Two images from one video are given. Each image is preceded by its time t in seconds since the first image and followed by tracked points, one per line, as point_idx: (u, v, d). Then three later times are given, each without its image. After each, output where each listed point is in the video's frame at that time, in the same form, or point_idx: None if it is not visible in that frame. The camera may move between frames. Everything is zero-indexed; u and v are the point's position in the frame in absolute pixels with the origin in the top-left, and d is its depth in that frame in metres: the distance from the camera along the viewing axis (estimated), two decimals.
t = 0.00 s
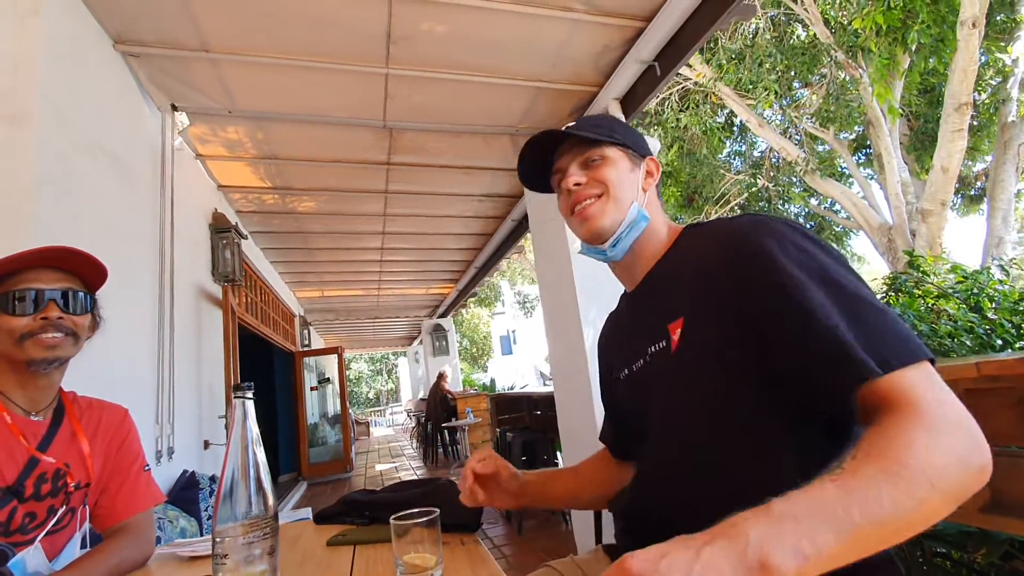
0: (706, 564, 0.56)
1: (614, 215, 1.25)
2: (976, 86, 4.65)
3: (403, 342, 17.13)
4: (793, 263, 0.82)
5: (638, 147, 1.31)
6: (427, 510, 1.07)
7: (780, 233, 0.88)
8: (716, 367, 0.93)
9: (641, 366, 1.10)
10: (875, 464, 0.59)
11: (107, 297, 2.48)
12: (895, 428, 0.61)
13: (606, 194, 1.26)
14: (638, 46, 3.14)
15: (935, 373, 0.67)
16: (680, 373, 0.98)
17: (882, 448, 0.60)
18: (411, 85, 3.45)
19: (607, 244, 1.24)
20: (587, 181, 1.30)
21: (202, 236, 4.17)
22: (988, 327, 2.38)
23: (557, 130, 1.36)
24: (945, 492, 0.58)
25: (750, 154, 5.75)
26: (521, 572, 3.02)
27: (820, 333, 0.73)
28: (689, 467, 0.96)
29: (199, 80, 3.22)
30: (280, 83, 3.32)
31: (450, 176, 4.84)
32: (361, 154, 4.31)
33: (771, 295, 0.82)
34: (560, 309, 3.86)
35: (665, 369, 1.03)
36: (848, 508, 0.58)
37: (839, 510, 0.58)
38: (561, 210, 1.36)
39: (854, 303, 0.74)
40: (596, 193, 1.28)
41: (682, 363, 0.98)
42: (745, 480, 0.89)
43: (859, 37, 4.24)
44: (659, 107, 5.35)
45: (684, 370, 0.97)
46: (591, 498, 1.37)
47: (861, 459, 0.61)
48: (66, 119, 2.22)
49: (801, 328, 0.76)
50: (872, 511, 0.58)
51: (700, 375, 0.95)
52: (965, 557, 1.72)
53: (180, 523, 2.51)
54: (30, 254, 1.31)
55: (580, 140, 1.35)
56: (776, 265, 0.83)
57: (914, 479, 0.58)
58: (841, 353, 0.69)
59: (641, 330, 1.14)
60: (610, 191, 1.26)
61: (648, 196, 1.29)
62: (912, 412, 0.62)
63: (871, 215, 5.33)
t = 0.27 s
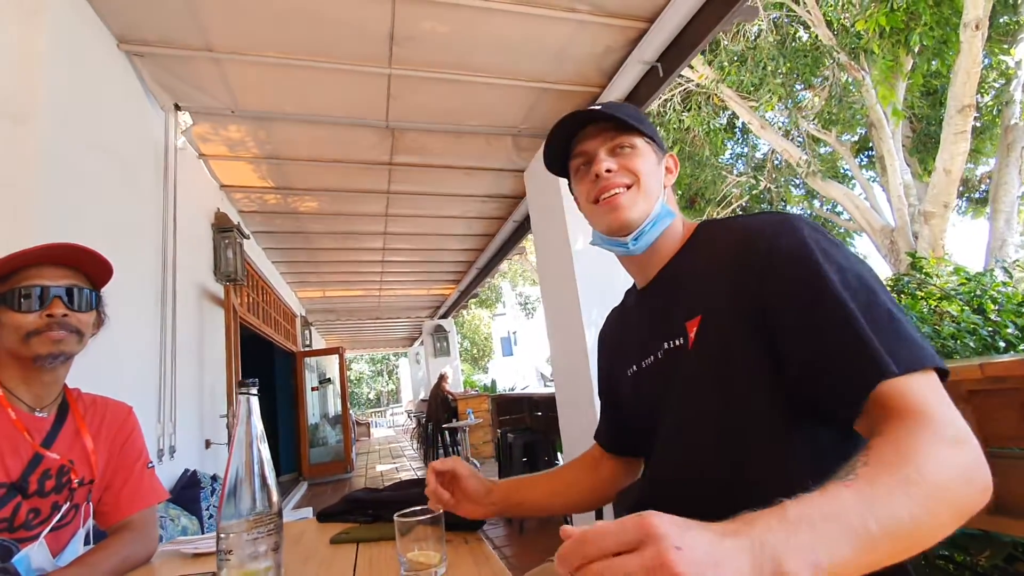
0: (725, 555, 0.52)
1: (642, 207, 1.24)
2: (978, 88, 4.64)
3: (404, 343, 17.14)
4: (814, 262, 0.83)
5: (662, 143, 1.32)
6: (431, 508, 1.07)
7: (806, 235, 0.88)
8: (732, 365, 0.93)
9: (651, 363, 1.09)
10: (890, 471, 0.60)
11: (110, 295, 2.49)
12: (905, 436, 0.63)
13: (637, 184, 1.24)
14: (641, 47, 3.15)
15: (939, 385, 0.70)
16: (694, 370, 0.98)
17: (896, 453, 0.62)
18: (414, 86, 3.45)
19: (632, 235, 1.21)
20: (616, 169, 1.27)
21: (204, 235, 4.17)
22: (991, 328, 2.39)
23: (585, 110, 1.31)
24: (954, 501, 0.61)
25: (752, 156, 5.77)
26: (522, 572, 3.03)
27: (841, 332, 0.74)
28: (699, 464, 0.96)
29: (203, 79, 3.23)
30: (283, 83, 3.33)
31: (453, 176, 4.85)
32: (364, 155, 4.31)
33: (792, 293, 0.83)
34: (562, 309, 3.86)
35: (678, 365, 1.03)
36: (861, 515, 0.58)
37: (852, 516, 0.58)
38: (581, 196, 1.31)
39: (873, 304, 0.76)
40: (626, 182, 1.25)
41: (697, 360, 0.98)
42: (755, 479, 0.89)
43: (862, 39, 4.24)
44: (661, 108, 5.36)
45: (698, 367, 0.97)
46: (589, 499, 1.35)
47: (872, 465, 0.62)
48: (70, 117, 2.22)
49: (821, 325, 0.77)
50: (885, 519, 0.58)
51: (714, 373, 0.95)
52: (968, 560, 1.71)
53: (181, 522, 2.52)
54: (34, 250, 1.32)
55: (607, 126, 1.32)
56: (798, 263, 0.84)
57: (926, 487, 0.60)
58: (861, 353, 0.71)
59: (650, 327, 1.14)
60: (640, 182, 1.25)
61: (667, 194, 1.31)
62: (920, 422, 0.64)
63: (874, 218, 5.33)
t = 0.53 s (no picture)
0: None
1: (646, 203, 1.23)
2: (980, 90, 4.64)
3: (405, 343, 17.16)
4: (803, 259, 0.80)
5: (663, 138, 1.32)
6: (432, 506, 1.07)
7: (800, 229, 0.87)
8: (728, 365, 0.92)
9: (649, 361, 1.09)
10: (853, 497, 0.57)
11: (112, 293, 2.49)
12: (868, 453, 0.60)
13: (640, 180, 1.24)
14: (643, 46, 3.14)
15: (908, 387, 0.67)
16: (691, 369, 0.97)
17: (860, 472, 0.59)
18: (415, 85, 3.45)
19: (635, 232, 1.20)
20: (620, 163, 1.26)
21: (205, 234, 4.17)
22: (992, 329, 2.40)
23: (588, 103, 1.30)
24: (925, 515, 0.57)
25: (753, 157, 5.77)
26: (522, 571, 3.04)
27: (823, 332, 0.71)
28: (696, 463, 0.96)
29: (204, 78, 3.23)
30: (284, 82, 3.32)
31: (454, 176, 4.85)
32: (365, 154, 4.31)
33: (782, 292, 0.81)
34: (563, 309, 3.86)
35: (677, 363, 1.03)
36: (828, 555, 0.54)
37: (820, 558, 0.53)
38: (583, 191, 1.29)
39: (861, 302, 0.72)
40: (629, 177, 1.24)
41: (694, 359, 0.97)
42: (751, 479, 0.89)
43: (863, 40, 4.24)
44: (662, 109, 5.36)
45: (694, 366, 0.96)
46: (589, 504, 1.33)
47: (834, 494, 0.59)
48: (72, 115, 2.23)
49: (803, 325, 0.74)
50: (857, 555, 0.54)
51: (711, 373, 0.94)
52: (969, 561, 1.70)
53: (181, 520, 2.52)
54: (34, 246, 1.33)
55: (610, 120, 1.31)
56: (792, 261, 0.81)
57: (892, 507, 0.56)
58: (842, 354, 0.67)
59: (648, 325, 1.13)
60: (643, 178, 1.24)
61: (668, 191, 1.30)
62: (883, 432, 0.61)
63: (875, 219, 5.35)
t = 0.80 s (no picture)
0: None
1: (632, 211, 1.24)
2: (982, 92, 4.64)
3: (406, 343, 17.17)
4: (780, 268, 0.79)
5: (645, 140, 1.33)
6: (431, 508, 1.08)
7: (780, 237, 0.86)
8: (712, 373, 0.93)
9: (639, 368, 1.10)
10: (823, 532, 0.58)
11: (114, 293, 2.50)
12: (837, 485, 0.60)
13: (626, 188, 1.25)
14: (644, 48, 3.14)
15: (879, 403, 0.67)
16: (676, 376, 0.98)
17: (830, 502, 0.60)
18: (417, 86, 3.46)
19: (623, 240, 1.21)
20: (605, 171, 1.26)
21: (207, 234, 4.18)
22: (994, 332, 2.40)
23: (569, 109, 1.28)
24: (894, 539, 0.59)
25: (754, 159, 5.78)
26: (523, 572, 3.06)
27: (797, 346, 0.71)
28: (684, 469, 0.97)
29: (206, 78, 3.23)
30: (286, 83, 3.33)
31: (455, 177, 4.85)
32: (366, 154, 4.32)
33: (759, 303, 0.80)
34: (563, 311, 3.86)
35: (665, 369, 1.03)
36: None
37: None
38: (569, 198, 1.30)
39: (837, 313, 0.71)
40: (615, 185, 1.25)
41: (679, 367, 0.97)
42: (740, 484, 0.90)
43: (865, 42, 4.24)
44: (664, 110, 5.36)
45: (680, 374, 0.97)
46: (590, 507, 1.32)
47: (807, 530, 0.59)
48: (75, 115, 2.24)
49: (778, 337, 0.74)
50: None
51: (696, 382, 0.94)
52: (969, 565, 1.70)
53: (181, 519, 2.52)
54: (38, 248, 1.33)
55: (592, 125, 1.30)
56: (769, 270, 0.81)
57: (860, 538, 0.57)
58: (816, 370, 0.67)
59: (637, 331, 1.13)
60: (628, 185, 1.26)
61: (652, 194, 1.32)
62: (852, 459, 0.61)
63: (877, 221, 5.45)
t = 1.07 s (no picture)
0: None
1: (618, 213, 1.24)
2: (985, 93, 4.62)
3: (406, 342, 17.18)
4: (774, 267, 0.79)
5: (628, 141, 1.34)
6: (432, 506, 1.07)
7: (769, 235, 0.86)
8: (708, 374, 0.92)
9: (634, 369, 1.09)
10: (826, 534, 0.57)
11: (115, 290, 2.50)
12: (838, 486, 0.59)
13: (611, 191, 1.25)
14: (646, 48, 3.14)
15: (876, 402, 0.67)
16: (672, 378, 0.97)
17: (833, 502, 0.59)
18: (418, 85, 3.45)
19: (611, 243, 1.21)
20: (590, 175, 1.27)
21: (208, 232, 4.18)
22: (996, 333, 2.39)
23: (550, 115, 1.29)
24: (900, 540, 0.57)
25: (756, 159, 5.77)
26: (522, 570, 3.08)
27: (794, 346, 0.71)
28: (683, 472, 0.96)
29: (208, 77, 3.23)
30: (288, 81, 3.33)
31: (457, 176, 4.85)
32: (368, 154, 4.32)
33: (755, 302, 0.80)
34: (564, 311, 3.85)
35: (660, 371, 1.03)
36: None
37: None
38: (556, 205, 1.30)
39: (833, 311, 0.71)
40: (600, 188, 1.25)
41: (675, 368, 0.97)
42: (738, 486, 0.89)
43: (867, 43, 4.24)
44: (665, 110, 5.35)
45: (676, 376, 0.96)
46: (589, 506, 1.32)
47: (808, 533, 0.58)
48: (77, 114, 2.24)
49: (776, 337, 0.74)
50: None
51: (691, 382, 0.94)
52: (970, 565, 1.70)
53: (182, 518, 2.52)
54: (43, 246, 1.33)
55: (575, 130, 1.31)
56: (763, 269, 0.81)
57: (865, 540, 0.56)
58: (815, 368, 0.67)
59: (630, 331, 1.13)
60: (614, 188, 1.26)
61: (638, 195, 1.33)
62: (852, 460, 0.61)
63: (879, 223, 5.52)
